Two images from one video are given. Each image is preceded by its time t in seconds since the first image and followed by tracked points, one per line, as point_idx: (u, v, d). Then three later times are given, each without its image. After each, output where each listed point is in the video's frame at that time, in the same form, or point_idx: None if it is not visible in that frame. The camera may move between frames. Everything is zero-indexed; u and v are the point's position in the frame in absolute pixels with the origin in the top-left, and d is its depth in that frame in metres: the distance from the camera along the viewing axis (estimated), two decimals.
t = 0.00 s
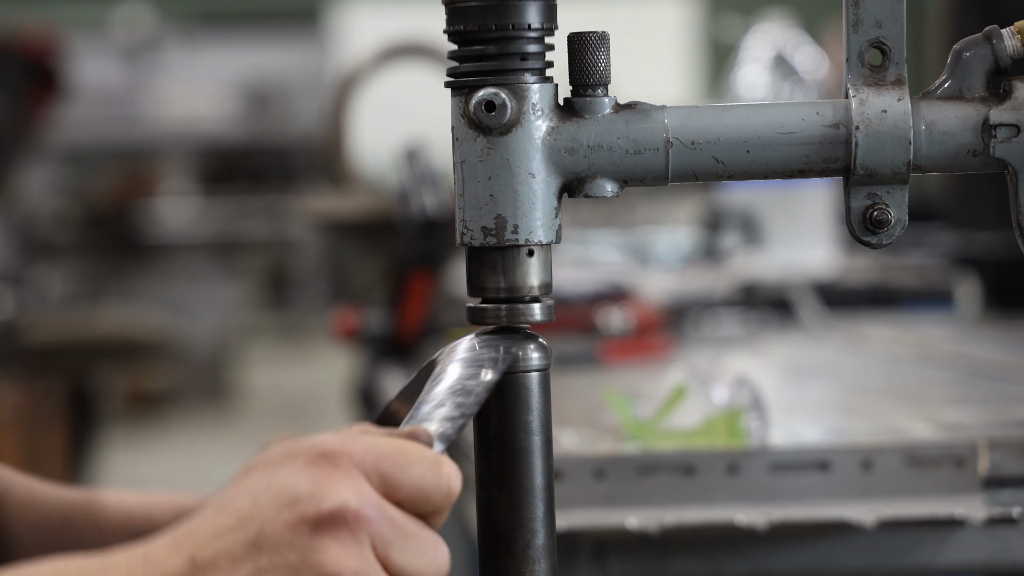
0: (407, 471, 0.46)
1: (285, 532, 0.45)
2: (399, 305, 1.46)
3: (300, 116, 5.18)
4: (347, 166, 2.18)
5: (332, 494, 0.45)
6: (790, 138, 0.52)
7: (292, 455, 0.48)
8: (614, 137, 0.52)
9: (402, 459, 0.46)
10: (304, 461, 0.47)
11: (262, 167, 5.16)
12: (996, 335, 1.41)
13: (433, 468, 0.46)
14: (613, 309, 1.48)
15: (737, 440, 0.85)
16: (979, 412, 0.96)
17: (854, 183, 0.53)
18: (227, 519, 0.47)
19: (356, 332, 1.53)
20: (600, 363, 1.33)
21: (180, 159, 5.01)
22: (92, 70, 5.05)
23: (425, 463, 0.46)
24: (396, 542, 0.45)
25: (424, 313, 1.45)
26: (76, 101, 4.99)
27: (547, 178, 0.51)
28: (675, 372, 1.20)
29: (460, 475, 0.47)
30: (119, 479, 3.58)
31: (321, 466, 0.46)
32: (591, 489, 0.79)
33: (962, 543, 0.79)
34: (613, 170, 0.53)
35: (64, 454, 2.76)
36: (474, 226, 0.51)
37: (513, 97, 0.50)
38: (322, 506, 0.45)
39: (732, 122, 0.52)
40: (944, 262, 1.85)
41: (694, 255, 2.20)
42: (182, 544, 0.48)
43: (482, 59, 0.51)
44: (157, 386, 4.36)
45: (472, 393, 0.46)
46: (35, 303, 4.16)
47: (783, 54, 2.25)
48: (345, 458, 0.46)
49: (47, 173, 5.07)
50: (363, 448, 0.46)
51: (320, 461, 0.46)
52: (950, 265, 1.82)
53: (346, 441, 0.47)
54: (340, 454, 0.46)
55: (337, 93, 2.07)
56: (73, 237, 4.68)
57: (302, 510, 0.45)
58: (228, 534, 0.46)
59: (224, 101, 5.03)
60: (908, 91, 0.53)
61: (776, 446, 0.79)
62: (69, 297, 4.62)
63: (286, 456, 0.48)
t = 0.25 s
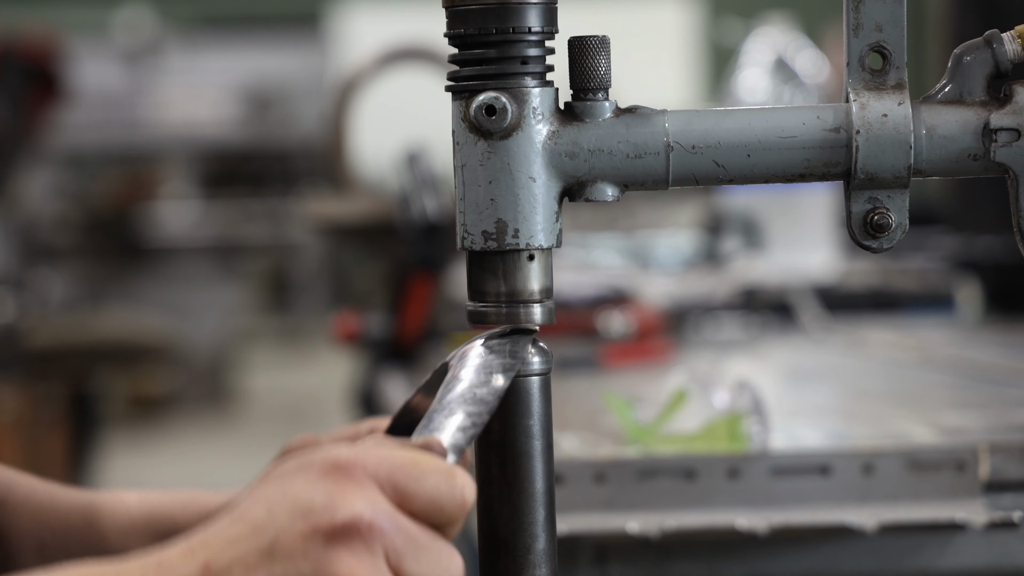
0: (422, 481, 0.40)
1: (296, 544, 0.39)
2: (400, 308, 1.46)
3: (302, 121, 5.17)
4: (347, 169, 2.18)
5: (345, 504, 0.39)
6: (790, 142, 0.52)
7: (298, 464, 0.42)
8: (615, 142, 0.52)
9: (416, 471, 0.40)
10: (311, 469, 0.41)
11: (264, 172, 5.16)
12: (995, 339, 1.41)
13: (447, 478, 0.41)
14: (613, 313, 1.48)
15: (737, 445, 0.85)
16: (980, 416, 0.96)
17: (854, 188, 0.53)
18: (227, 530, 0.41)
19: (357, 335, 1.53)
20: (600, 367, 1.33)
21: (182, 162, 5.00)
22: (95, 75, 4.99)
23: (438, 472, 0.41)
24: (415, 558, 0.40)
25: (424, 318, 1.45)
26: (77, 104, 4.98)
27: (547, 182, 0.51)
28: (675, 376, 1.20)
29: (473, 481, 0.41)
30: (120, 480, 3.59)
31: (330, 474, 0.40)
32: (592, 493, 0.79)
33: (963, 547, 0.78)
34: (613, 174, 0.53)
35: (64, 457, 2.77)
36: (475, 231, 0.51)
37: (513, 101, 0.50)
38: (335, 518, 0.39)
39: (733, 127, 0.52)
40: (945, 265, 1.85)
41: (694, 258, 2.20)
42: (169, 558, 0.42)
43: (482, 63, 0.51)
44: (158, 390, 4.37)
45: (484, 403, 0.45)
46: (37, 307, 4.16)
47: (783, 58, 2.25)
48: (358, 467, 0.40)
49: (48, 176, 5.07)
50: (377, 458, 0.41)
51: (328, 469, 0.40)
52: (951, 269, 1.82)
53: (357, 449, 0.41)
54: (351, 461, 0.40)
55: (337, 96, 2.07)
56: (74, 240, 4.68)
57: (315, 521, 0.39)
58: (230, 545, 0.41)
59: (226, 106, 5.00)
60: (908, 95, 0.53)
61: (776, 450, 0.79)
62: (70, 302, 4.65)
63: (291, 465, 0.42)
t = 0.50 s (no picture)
0: (416, 442, 0.44)
1: (279, 451, 0.42)
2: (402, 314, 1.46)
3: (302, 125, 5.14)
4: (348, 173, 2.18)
5: (339, 433, 0.43)
6: (792, 147, 0.52)
7: (309, 375, 0.45)
8: (617, 147, 0.52)
9: (415, 430, 0.44)
10: (322, 387, 0.44)
11: (264, 176, 5.11)
12: (998, 344, 1.41)
13: (440, 449, 0.44)
14: (615, 317, 1.48)
15: (739, 450, 0.85)
16: (982, 421, 0.96)
17: (857, 193, 0.53)
18: (217, 406, 0.44)
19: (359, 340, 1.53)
20: (602, 372, 1.33)
21: (179, 166, 5.03)
22: (95, 78, 5.06)
23: (434, 440, 0.44)
24: (374, 505, 0.43)
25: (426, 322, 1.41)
26: (78, 109, 5.01)
27: (549, 188, 0.51)
28: (677, 382, 1.19)
29: (461, 463, 0.45)
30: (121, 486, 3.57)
31: (339, 399, 0.44)
32: (593, 498, 0.79)
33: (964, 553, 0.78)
34: (616, 179, 0.53)
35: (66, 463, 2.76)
36: (477, 236, 0.51)
37: (516, 106, 0.50)
38: (328, 442, 0.42)
39: (734, 132, 0.52)
40: (947, 270, 1.85)
41: (696, 263, 2.20)
42: (146, 417, 0.44)
43: (484, 69, 0.51)
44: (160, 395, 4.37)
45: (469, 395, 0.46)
46: (38, 312, 4.17)
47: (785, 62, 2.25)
48: (364, 403, 0.44)
49: (50, 181, 5.08)
50: (385, 400, 0.44)
51: (338, 395, 0.44)
52: (952, 273, 1.82)
53: (370, 387, 0.45)
54: (362, 395, 0.44)
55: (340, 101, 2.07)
56: (76, 244, 4.68)
57: (306, 436, 0.42)
58: (211, 425, 0.43)
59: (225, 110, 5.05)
60: (912, 100, 0.53)
61: (778, 455, 0.79)
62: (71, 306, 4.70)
63: (299, 372, 0.45)
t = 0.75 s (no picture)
0: (404, 499, 0.44)
1: (283, 570, 0.43)
2: (403, 317, 1.47)
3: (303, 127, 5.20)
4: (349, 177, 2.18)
5: (330, 529, 0.43)
6: (793, 151, 0.52)
7: (280, 492, 0.45)
8: (617, 150, 0.52)
9: (397, 490, 0.44)
10: (294, 497, 0.44)
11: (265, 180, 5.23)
12: (998, 347, 1.41)
13: (429, 494, 0.45)
14: (616, 321, 1.48)
15: (739, 453, 0.85)
16: (982, 425, 0.96)
17: (857, 197, 0.53)
18: (217, 562, 0.44)
19: (360, 343, 1.53)
20: (602, 374, 1.33)
21: (181, 169, 5.02)
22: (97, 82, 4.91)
23: (420, 490, 0.45)
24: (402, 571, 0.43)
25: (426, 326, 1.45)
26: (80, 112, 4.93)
27: (549, 192, 0.51)
28: (677, 385, 1.19)
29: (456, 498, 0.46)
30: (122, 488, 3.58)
31: (313, 499, 0.44)
32: (594, 501, 0.79)
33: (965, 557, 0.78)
34: (616, 183, 0.53)
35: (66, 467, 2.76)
36: (477, 239, 0.51)
37: (516, 110, 0.50)
38: (321, 542, 0.42)
39: (735, 136, 0.52)
40: (947, 274, 1.85)
41: (696, 267, 2.20)
42: None
43: (485, 73, 0.51)
44: (161, 398, 4.35)
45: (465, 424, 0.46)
46: (38, 315, 4.16)
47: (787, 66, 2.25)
48: (340, 490, 0.44)
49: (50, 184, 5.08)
50: (358, 481, 0.44)
51: (310, 495, 0.44)
52: (952, 278, 1.82)
53: (336, 474, 0.45)
54: (332, 486, 0.44)
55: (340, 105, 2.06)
56: (76, 247, 4.71)
57: (301, 548, 0.43)
58: None
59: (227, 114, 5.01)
60: (911, 104, 0.53)
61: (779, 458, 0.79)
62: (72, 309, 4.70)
63: (272, 493, 0.45)
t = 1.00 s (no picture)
0: (412, 468, 0.44)
1: (274, 505, 0.42)
2: (404, 320, 1.46)
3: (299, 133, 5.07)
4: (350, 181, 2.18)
5: (332, 477, 0.43)
6: (794, 155, 0.52)
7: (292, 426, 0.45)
8: (619, 155, 0.52)
9: (408, 457, 0.44)
10: (308, 435, 0.44)
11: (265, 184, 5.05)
12: (1000, 352, 1.41)
13: (438, 471, 0.44)
14: (616, 325, 1.47)
15: (739, 457, 0.85)
16: (983, 429, 0.96)
17: (859, 201, 0.53)
18: (212, 474, 0.44)
19: (361, 348, 1.52)
20: (602, 379, 1.33)
21: (183, 174, 5.00)
22: (95, 86, 5.02)
23: (430, 464, 0.44)
24: (386, 542, 0.44)
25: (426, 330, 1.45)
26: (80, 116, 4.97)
27: (551, 196, 0.51)
28: (678, 390, 1.19)
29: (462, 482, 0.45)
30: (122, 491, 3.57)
31: (325, 443, 0.44)
32: (594, 505, 0.79)
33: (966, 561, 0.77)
34: (618, 187, 0.53)
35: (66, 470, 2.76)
36: (479, 243, 0.51)
37: (517, 114, 0.50)
38: (320, 489, 0.42)
39: (737, 140, 0.52)
40: (948, 278, 1.84)
41: (697, 270, 2.20)
42: (144, 494, 0.45)
43: (486, 77, 0.51)
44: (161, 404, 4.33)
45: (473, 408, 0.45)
46: (37, 320, 4.15)
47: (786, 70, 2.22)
48: (352, 442, 0.44)
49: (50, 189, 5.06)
50: (373, 437, 0.44)
51: (323, 438, 0.44)
52: (954, 281, 1.82)
53: (354, 424, 0.45)
54: (346, 436, 0.44)
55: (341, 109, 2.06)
56: (78, 252, 4.81)
57: (300, 487, 0.42)
58: (211, 490, 0.43)
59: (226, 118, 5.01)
60: (913, 108, 0.53)
61: (780, 463, 0.79)
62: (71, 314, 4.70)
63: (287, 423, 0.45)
